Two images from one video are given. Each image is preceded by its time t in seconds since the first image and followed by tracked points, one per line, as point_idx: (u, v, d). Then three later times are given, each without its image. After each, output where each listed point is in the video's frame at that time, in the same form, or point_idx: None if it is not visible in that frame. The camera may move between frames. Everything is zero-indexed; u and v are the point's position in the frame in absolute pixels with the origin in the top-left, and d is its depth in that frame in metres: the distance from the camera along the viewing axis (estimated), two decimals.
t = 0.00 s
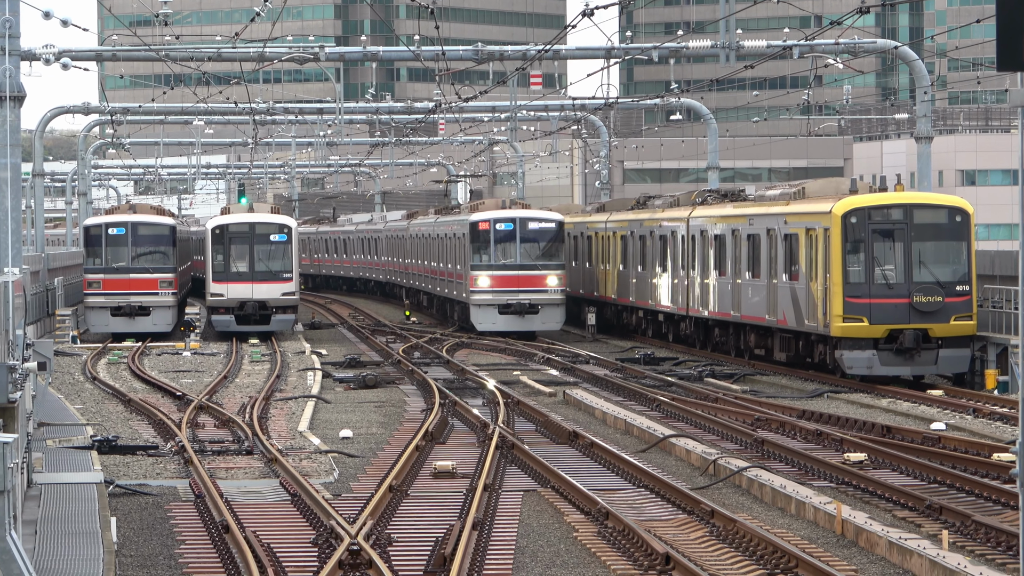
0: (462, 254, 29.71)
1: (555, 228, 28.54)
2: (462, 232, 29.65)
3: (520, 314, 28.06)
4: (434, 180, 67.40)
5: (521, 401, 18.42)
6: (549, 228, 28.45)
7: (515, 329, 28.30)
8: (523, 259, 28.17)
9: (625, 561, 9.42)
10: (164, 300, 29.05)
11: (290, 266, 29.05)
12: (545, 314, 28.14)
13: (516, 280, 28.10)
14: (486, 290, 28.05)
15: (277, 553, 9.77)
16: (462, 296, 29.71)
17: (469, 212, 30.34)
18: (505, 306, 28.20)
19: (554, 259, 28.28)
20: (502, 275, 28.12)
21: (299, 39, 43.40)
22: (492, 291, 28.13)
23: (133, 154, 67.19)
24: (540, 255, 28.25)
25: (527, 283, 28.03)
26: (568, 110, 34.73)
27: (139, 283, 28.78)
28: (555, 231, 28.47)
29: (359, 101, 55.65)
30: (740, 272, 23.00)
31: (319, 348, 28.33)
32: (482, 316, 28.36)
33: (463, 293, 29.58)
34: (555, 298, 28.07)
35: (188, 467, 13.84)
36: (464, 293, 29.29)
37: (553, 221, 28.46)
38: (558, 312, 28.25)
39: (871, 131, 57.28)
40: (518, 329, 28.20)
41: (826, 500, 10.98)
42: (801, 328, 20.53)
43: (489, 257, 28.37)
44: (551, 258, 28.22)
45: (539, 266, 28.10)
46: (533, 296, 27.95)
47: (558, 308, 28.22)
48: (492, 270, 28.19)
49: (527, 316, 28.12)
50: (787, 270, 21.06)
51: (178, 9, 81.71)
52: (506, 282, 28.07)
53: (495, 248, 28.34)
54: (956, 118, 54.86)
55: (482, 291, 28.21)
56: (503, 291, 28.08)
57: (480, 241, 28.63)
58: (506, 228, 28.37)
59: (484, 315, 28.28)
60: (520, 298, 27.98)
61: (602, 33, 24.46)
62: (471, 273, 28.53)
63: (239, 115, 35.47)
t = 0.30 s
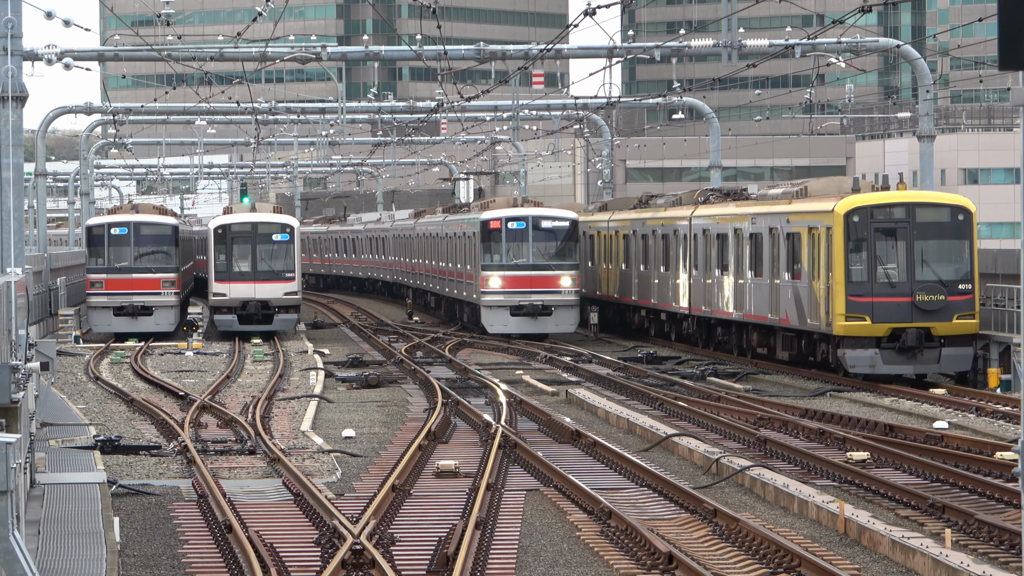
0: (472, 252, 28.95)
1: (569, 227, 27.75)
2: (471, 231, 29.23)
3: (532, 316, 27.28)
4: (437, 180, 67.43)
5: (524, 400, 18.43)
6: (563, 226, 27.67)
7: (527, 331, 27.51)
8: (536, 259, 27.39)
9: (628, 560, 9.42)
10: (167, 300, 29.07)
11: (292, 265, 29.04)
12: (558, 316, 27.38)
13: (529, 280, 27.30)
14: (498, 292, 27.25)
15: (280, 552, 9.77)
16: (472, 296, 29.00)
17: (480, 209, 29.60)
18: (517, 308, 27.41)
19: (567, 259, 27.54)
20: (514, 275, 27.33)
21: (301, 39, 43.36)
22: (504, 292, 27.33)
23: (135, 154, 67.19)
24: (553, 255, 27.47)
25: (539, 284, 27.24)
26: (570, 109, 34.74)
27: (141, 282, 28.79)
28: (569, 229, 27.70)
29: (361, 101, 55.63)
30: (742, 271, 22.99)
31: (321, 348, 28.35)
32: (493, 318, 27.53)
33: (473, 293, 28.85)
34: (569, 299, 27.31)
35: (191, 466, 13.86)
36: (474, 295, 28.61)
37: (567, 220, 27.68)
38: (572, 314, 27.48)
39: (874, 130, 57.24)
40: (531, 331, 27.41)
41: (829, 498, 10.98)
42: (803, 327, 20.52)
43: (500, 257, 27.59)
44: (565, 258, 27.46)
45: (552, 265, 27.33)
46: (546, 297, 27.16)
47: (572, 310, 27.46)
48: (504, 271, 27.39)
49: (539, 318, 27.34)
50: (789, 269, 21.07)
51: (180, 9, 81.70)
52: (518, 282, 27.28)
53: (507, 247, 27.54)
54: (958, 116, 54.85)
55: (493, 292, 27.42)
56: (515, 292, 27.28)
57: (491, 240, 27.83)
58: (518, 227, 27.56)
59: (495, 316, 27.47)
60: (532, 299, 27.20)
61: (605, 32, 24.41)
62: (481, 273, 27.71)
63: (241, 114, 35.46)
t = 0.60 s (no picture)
0: (484, 253, 27.86)
1: (583, 226, 26.60)
2: (478, 230, 28.81)
3: (545, 319, 26.19)
4: (439, 180, 67.44)
5: (527, 399, 18.43)
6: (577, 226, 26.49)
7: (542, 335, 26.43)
8: (549, 260, 26.24)
9: (631, 560, 9.41)
10: (170, 300, 29.09)
11: (295, 266, 29.03)
12: (572, 319, 26.30)
13: (542, 282, 26.17)
14: (510, 294, 26.14)
15: (283, 553, 9.77)
16: (484, 298, 27.95)
17: (493, 208, 28.63)
18: (530, 310, 26.33)
19: (582, 260, 26.38)
20: (526, 277, 26.22)
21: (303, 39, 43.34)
22: (516, 294, 26.23)
23: (138, 155, 67.21)
24: (567, 255, 26.31)
25: (553, 285, 26.11)
26: (573, 108, 34.70)
27: (144, 283, 28.82)
28: (583, 229, 26.53)
29: (363, 101, 55.57)
30: (745, 270, 22.96)
31: (325, 349, 28.34)
32: (505, 321, 26.47)
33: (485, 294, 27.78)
34: (584, 301, 26.19)
35: (194, 467, 13.85)
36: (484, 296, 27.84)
37: (582, 219, 26.49)
38: (588, 316, 26.37)
39: (876, 129, 57.17)
40: (544, 334, 26.33)
41: (832, 498, 10.96)
42: (806, 326, 20.50)
43: (512, 257, 26.47)
44: (579, 258, 26.31)
45: (566, 266, 26.18)
46: (559, 299, 26.05)
47: (587, 312, 26.36)
48: (516, 272, 26.27)
49: (553, 321, 26.26)
50: (792, 268, 21.05)
51: (182, 10, 81.68)
52: (531, 284, 26.15)
53: (519, 247, 26.40)
54: (961, 115, 54.73)
55: (505, 294, 26.34)
56: (528, 294, 26.17)
57: (503, 240, 26.71)
58: (530, 227, 26.40)
59: (508, 319, 26.40)
60: (546, 302, 26.08)
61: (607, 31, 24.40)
62: (494, 274, 26.62)
63: (244, 114, 35.41)
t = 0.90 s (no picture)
0: (495, 254, 26.93)
1: (598, 225, 25.39)
2: (482, 231, 28.63)
3: (559, 323, 24.96)
4: (441, 181, 67.51)
5: (528, 401, 18.43)
6: (592, 225, 25.27)
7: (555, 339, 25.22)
8: (563, 261, 24.99)
9: (634, 560, 9.40)
10: (171, 302, 29.11)
11: (297, 267, 29.05)
12: (587, 322, 25.07)
13: (555, 283, 24.95)
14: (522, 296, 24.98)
15: (285, 554, 9.77)
16: (496, 301, 26.97)
17: (504, 208, 27.57)
18: (544, 313, 25.12)
19: (597, 260, 25.18)
20: (539, 278, 25.01)
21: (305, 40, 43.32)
22: (528, 297, 25.07)
23: (139, 156, 67.28)
24: (582, 256, 25.08)
25: (566, 287, 24.88)
26: (575, 108, 34.68)
27: (146, 284, 28.83)
28: (598, 228, 25.31)
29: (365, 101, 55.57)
30: (747, 270, 22.95)
31: (326, 349, 28.33)
32: (517, 325, 25.28)
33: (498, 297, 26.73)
34: (599, 304, 24.99)
35: (196, 468, 13.86)
36: (491, 297, 27.51)
37: (596, 218, 25.28)
38: (604, 319, 25.14)
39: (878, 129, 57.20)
40: (558, 339, 25.11)
41: (834, 498, 10.96)
42: (808, 326, 20.49)
43: (525, 258, 25.26)
44: (595, 259, 25.12)
45: (581, 267, 24.97)
46: (574, 301, 24.84)
47: (603, 315, 25.13)
48: (528, 273, 25.08)
49: (567, 324, 25.03)
50: (794, 268, 21.03)
51: (184, 11, 81.74)
52: (544, 286, 24.96)
53: (531, 248, 25.20)
54: (962, 115, 54.73)
55: (517, 296, 25.18)
56: (541, 297, 24.97)
57: (514, 240, 25.51)
58: (543, 227, 25.15)
59: (520, 323, 25.23)
60: (559, 304, 24.86)
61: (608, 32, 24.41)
62: (505, 276, 25.43)
63: (246, 115, 35.40)
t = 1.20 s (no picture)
0: (503, 256, 26.38)
1: (613, 226, 24.65)
2: (484, 233, 28.56)
3: (571, 327, 24.19)
4: (442, 181, 67.53)
5: (529, 401, 18.42)
6: (606, 226, 24.54)
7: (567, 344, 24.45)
8: (576, 263, 24.25)
9: (635, 561, 9.40)
10: (172, 302, 29.12)
11: (298, 268, 29.06)
12: (601, 326, 24.30)
13: (567, 286, 24.17)
14: (533, 300, 24.20)
15: (286, 554, 9.79)
16: (507, 305, 26.10)
17: (514, 208, 26.82)
18: (556, 317, 24.33)
19: (612, 263, 24.44)
20: (551, 281, 24.24)
21: (307, 41, 43.30)
22: (540, 300, 24.29)
23: (140, 157, 67.25)
24: (595, 258, 24.36)
25: (579, 290, 24.12)
26: (575, 109, 34.67)
27: (147, 285, 28.83)
28: (613, 229, 24.57)
29: (365, 102, 55.51)
30: (748, 271, 22.95)
31: (327, 350, 28.34)
32: (528, 329, 24.50)
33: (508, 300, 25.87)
34: (613, 307, 24.22)
35: (197, 469, 13.88)
36: (494, 299, 27.40)
37: (611, 219, 24.55)
38: (618, 323, 24.36)
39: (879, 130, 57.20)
40: (571, 343, 24.33)
41: (836, 499, 10.96)
42: (809, 326, 20.49)
43: (536, 260, 24.53)
44: (609, 261, 24.38)
45: (594, 269, 24.23)
46: (587, 305, 24.08)
47: (617, 319, 24.35)
48: (540, 276, 24.33)
49: (580, 328, 24.26)
50: (795, 268, 21.03)
51: (185, 11, 81.66)
52: (556, 289, 24.18)
53: (543, 249, 24.47)
54: (963, 115, 54.70)
55: (528, 300, 24.39)
56: (552, 300, 24.18)
57: (525, 241, 24.78)
58: (556, 227, 24.43)
59: (531, 327, 24.44)
60: (572, 308, 24.09)
61: (609, 32, 24.41)
62: (515, 278, 24.68)
63: (246, 116, 35.40)
